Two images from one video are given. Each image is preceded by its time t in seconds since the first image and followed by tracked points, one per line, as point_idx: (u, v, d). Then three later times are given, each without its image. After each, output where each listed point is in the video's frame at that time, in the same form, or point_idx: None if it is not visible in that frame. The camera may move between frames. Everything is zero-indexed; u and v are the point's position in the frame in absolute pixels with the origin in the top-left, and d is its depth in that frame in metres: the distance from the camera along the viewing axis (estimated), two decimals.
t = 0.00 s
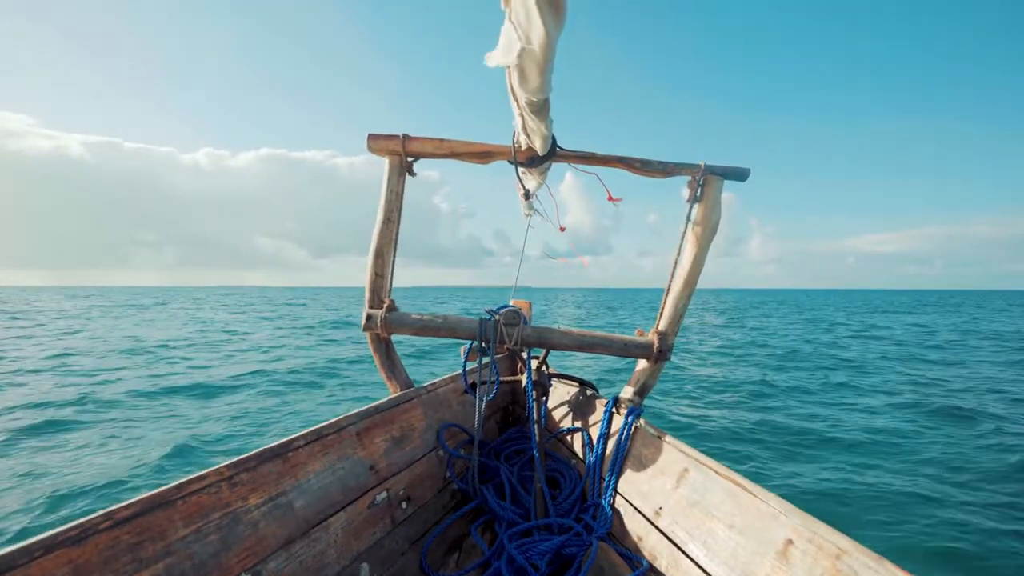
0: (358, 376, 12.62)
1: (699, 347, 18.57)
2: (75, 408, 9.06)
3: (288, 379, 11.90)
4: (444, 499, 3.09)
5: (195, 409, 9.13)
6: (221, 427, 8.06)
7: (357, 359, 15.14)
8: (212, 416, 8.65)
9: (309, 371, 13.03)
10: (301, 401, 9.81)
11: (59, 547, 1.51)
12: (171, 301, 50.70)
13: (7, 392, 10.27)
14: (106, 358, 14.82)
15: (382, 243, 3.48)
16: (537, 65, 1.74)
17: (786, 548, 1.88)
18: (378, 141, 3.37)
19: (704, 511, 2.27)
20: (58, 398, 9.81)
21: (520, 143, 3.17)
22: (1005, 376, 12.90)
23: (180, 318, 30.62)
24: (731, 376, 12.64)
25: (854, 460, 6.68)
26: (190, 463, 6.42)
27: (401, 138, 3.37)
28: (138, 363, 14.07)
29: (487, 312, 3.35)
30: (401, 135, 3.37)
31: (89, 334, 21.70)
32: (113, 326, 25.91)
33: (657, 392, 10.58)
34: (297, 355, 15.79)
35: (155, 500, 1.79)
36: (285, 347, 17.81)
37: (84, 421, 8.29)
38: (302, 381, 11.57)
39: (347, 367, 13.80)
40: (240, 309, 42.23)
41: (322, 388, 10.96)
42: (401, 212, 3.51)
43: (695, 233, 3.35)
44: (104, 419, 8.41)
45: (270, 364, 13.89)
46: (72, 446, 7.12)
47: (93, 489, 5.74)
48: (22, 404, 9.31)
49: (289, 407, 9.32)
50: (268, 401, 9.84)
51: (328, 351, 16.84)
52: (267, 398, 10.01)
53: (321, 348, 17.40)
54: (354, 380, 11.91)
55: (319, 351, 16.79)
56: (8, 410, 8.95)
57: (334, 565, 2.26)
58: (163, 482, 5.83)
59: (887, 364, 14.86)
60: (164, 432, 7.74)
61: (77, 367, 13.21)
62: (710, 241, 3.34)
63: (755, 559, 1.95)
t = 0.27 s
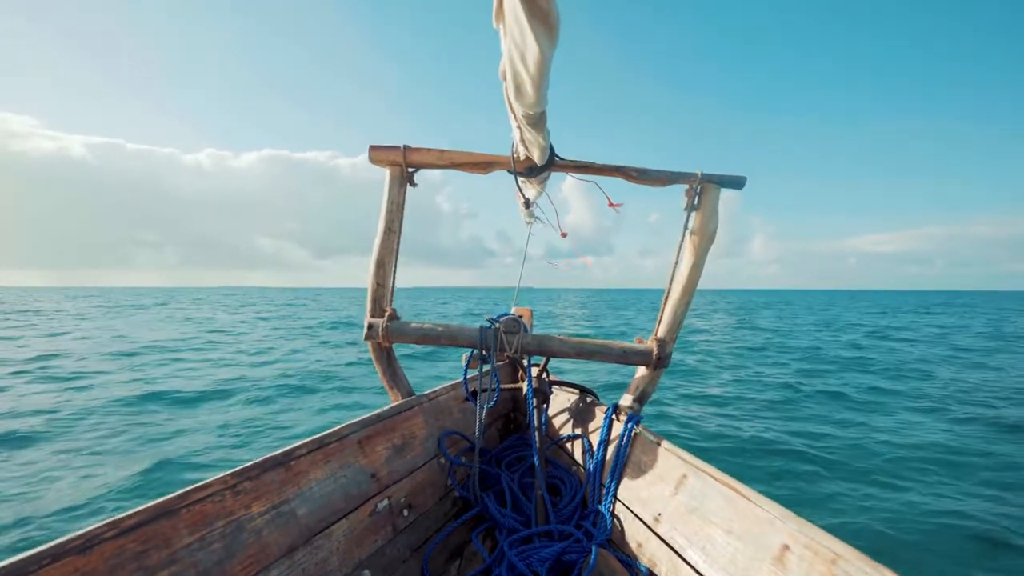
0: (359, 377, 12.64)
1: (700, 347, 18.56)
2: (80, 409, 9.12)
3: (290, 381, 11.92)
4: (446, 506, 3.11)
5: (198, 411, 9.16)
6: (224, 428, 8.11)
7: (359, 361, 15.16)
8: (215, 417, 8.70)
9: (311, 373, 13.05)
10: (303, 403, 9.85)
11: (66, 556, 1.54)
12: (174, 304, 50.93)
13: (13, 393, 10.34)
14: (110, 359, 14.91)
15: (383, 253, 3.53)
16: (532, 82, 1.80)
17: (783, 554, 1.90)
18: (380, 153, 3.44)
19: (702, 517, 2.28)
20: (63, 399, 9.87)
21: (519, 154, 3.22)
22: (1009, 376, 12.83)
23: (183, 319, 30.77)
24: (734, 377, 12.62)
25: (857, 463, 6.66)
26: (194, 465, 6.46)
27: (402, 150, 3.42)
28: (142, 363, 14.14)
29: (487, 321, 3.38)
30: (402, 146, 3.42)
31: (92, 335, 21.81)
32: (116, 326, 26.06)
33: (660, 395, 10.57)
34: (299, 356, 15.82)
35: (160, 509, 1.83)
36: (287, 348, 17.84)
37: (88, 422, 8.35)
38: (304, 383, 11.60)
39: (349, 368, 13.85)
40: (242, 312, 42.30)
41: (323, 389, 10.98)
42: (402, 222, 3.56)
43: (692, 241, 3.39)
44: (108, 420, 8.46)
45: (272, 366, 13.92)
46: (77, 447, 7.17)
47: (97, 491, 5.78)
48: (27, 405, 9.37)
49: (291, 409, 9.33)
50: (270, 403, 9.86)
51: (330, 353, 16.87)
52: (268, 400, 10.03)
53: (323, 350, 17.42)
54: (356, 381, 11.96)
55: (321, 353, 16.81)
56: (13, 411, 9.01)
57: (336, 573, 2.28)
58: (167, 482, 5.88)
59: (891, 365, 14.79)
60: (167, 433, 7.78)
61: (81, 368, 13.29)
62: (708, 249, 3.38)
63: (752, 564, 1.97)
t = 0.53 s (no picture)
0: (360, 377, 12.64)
1: (702, 348, 18.55)
2: (83, 409, 9.18)
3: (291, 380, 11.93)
4: (445, 514, 3.12)
5: (199, 411, 9.17)
6: (225, 429, 8.15)
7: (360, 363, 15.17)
8: (216, 418, 8.72)
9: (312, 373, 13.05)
10: (304, 403, 9.88)
11: (67, 565, 1.56)
12: (177, 308, 51.09)
13: (17, 394, 10.40)
14: (113, 359, 14.99)
15: (382, 262, 3.57)
16: (526, 98, 1.86)
17: (778, 560, 1.91)
18: (379, 164, 3.48)
19: (699, 524, 2.29)
20: (66, 400, 9.92)
21: (516, 164, 3.27)
22: (1012, 377, 12.77)
23: (184, 320, 30.86)
24: (735, 378, 12.59)
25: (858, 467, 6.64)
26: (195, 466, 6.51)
27: (400, 160, 3.47)
28: (145, 364, 14.21)
29: (486, 329, 3.41)
30: (400, 156, 3.47)
31: (95, 335, 21.91)
32: (119, 326, 26.18)
33: (661, 396, 10.54)
34: (301, 356, 15.82)
35: (161, 518, 1.85)
36: (289, 349, 17.86)
37: (91, 421, 8.40)
38: (305, 383, 11.61)
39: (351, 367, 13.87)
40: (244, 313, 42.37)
41: (324, 389, 10.98)
42: (401, 231, 3.60)
43: (688, 249, 3.42)
44: (110, 420, 8.51)
45: (273, 366, 13.92)
46: (79, 448, 7.21)
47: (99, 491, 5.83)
48: (31, 406, 9.42)
49: (292, 409, 9.34)
50: (272, 402, 9.88)
51: (331, 352, 16.88)
52: (269, 400, 10.04)
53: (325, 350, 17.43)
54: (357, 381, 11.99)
55: (322, 352, 16.82)
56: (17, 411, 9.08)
57: None
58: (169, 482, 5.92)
59: (893, 367, 14.74)
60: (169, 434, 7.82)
61: (84, 368, 13.36)
62: (704, 257, 3.40)
63: (747, 571, 1.98)
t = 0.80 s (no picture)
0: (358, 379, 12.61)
1: (700, 350, 18.56)
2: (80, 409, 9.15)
3: (290, 382, 11.89)
4: (443, 522, 3.13)
5: (197, 411, 9.14)
6: (222, 430, 8.13)
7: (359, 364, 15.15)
8: (213, 419, 8.70)
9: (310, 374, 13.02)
10: (302, 404, 9.86)
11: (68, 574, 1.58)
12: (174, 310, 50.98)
13: (13, 394, 10.37)
14: (110, 359, 14.95)
15: (381, 271, 3.60)
16: (517, 112, 1.92)
17: (772, 566, 1.93)
18: (377, 174, 3.53)
19: (694, 530, 2.31)
20: (62, 400, 9.89)
21: (512, 174, 3.31)
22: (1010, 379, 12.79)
23: (181, 320, 30.80)
24: (733, 380, 12.59)
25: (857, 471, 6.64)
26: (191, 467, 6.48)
27: (398, 170, 3.52)
28: (142, 364, 14.17)
29: (483, 337, 3.44)
30: (398, 167, 3.52)
31: (92, 335, 21.86)
32: (115, 326, 26.13)
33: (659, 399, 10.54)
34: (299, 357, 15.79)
35: (160, 526, 1.87)
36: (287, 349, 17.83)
37: (88, 422, 8.37)
38: (304, 384, 11.58)
39: (348, 369, 13.86)
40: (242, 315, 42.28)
41: (322, 390, 10.96)
42: (399, 240, 3.64)
43: (683, 257, 3.46)
44: (107, 420, 8.48)
45: (271, 367, 13.88)
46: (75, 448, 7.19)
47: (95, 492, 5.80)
48: (28, 406, 9.40)
49: (291, 410, 9.32)
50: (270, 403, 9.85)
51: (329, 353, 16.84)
52: (267, 401, 10.01)
53: (323, 351, 17.39)
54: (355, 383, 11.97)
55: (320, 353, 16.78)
56: (14, 411, 9.05)
57: None
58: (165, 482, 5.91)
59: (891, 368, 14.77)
60: (166, 434, 7.80)
61: (81, 368, 13.31)
62: (699, 264, 3.44)
63: None
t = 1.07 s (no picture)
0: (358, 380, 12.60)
1: (699, 351, 18.56)
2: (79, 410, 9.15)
3: (288, 383, 11.87)
4: (441, 526, 3.13)
5: (195, 412, 9.12)
6: (221, 431, 8.13)
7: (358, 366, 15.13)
8: (212, 420, 8.69)
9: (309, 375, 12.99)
10: (301, 406, 9.86)
11: None
12: (173, 313, 50.99)
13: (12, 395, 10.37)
14: (109, 360, 14.94)
15: (378, 277, 3.62)
16: (509, 119, 1.96)
17: (767, 568, 1.94)
18: (373, 180, 3.56)
19: (691, 532, 2.32)
20: (61, 401, 9.89)
21: (508, 180, 3.34)
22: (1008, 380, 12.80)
23: (180, 320, 30.81)
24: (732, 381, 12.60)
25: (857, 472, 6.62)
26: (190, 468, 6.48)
27: (395, 176, 3.55)
28: (141, 365, 14.17)
29: (480, 341, 3.45)
30: (395, 173, 3.55)
31: (91, 335, 21.86)
32: (114, 326, 26.14)
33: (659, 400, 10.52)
34: (297, 358, 15.75)
35: (157, 532, 1.87)
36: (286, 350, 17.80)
37: (86, 423, 8.37)
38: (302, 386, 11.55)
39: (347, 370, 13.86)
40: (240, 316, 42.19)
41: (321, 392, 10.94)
42: (396, 247, 3.66)
43: (678, 260, 3.48)
44: (106, 422, 8.48)
45: (270, 368, 13.85)
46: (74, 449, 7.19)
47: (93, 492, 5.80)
48: (25, 407, 9.36)
49: (289, 411, 9.31)
50: (268, 404, 9.83)
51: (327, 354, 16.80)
52: (266, 402, 9.99)
53: (322, 352, 17.35)
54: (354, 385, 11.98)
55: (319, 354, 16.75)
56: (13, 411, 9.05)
57: None
58: (163, 483, 5.91)
59: (890, 368, 14.77)
60: (165, 435, 7.81)
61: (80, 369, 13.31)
62: (694, 268, 3.46)
63: None
